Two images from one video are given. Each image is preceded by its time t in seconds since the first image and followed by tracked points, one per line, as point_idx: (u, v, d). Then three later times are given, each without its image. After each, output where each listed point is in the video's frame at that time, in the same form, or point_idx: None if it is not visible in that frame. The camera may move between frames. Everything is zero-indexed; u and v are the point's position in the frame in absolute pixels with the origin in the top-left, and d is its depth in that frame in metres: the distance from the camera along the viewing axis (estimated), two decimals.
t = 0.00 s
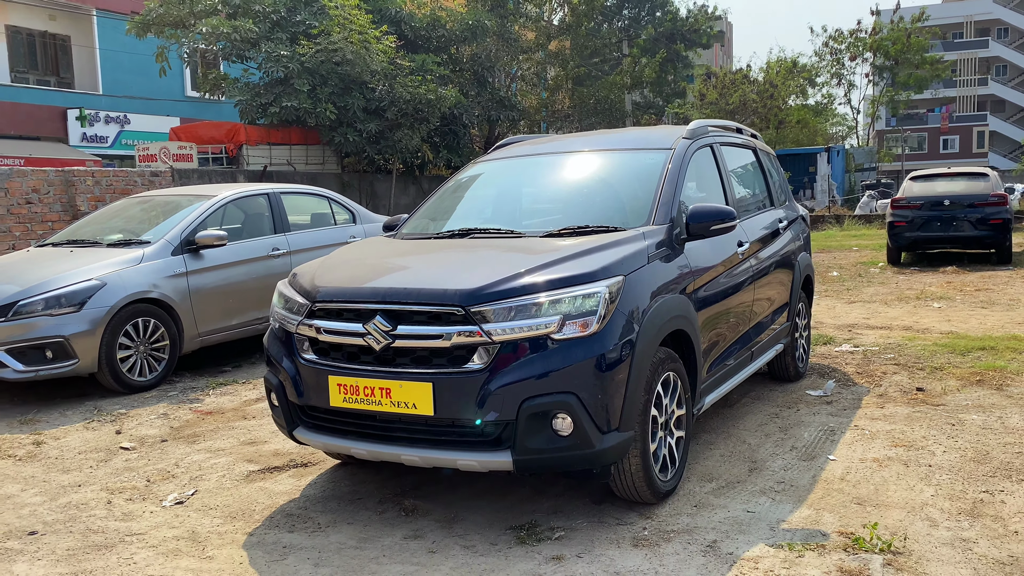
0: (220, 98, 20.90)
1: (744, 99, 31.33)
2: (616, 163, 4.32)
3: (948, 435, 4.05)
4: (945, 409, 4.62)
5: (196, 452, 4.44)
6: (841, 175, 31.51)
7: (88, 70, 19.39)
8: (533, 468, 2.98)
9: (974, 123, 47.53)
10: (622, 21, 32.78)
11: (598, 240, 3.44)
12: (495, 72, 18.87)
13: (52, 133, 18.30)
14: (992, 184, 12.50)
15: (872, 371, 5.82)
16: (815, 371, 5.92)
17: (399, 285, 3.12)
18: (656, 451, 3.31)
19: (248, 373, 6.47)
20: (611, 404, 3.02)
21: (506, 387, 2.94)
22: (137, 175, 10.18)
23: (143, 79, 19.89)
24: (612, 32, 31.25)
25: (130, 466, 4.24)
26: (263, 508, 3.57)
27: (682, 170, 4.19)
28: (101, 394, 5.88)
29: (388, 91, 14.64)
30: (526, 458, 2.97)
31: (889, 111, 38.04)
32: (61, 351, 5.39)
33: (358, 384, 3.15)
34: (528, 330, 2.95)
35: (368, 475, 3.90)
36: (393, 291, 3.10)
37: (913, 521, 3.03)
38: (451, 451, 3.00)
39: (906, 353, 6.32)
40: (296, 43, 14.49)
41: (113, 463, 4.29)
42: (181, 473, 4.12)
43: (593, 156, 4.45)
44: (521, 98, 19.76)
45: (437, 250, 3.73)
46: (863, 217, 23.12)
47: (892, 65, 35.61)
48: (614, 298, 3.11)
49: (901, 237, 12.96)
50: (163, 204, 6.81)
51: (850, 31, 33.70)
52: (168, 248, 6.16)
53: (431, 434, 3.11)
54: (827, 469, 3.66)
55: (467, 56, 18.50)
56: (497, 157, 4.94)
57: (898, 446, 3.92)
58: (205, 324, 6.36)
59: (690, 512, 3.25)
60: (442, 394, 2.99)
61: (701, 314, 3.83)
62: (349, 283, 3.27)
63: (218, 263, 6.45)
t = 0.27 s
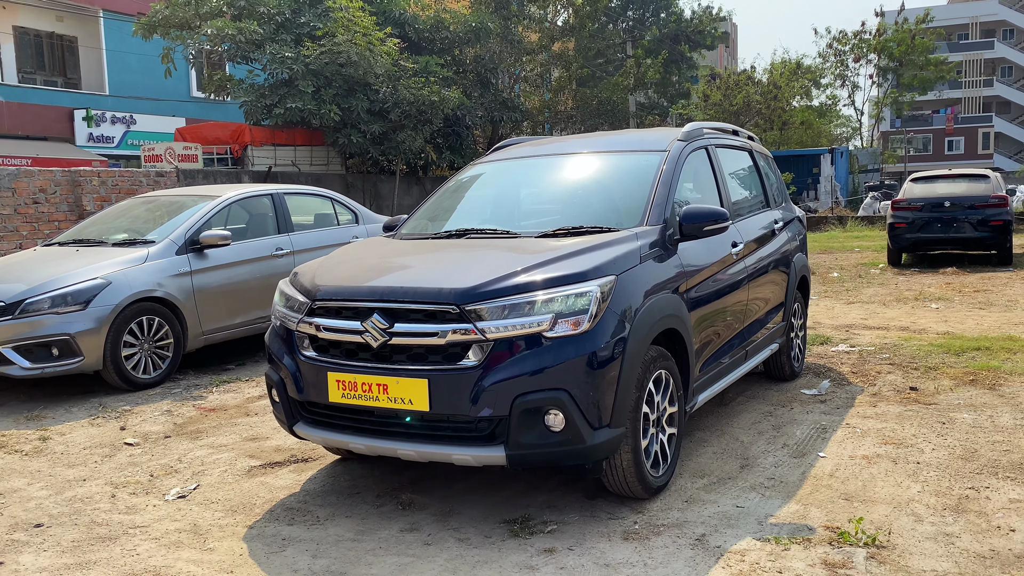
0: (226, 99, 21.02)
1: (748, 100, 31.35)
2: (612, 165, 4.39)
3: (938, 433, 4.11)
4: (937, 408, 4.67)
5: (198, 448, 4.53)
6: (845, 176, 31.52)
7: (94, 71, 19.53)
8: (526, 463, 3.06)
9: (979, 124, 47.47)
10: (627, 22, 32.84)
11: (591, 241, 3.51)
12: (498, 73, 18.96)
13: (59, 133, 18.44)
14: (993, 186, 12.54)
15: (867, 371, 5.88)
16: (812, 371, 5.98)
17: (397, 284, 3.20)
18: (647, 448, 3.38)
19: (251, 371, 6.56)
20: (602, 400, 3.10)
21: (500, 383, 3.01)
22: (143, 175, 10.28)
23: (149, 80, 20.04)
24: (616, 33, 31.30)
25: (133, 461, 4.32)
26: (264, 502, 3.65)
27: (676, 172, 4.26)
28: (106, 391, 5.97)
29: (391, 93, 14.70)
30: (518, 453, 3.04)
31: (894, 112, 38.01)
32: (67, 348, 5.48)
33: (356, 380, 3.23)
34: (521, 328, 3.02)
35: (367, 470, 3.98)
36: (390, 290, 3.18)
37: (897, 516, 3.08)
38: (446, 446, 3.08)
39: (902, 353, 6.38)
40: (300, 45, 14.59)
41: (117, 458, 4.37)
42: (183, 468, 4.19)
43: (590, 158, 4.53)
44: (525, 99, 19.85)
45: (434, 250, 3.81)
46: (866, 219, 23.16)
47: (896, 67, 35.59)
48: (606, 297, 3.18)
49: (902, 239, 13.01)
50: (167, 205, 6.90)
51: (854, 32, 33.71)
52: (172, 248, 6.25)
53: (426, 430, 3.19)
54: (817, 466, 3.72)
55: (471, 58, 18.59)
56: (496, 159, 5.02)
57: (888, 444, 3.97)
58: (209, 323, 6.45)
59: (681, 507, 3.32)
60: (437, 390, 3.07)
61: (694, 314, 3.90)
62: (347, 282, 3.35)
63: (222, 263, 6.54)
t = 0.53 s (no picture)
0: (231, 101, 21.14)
1: (753, 102, 31.35)
2: (607, 168, 4.46)
3: (929, 433, 4.15)
4: (930, 408, 4.71)
5: (200, 446, 4.59)
6: (850, 178, 31.48)
7: (100, 73, 19.68)
8: (518, 460, 3.12)
9: (986, 126, 47.32)
10: (631, 24, 32.87)
11: (585, 243, 3.57)
12: (502, 75, 19.03)
13: (65, 135, 18.57)
14: (995, 188, 12.55)
15: (863, 372, 5.92)
16: (808, 372, 6.03)
17: (392, 285, 3.27)
18: (639, 446, 3.44)
19: (253, 371, 6.63)
20: (593, 399, 3.15)
21: (493, 382, 3.07)
22: (148, 176, 10.38)
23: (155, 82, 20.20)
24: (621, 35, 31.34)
25: (136, 459, 4.39)
26: (263, 499, 3.72)
27: (670, 175, 4.32)
28: (110, 390, 6.05)
29: (395, 95, 14.76)
30: (511, 450, 3.11)
31: (899, 113, 37.93)
32: (71, 348, 5.56)
33: (353, 378, 3.29)
34: (513, 328, 3.08)
35: (365, 468, 4.04)
36: (386, 291, 3.25)
37: (884, 513, 3.12)
38: (440, 443, 3.14)
39: (898, 354, 6.42)
40: (304, 47, 14.67)
41: (120, 456, 4.44)
42: (185, 465, 4.26)
43: (587, 161, 4.59)
44: (528, 101, 19.92)
45: (431, 252, 3.88)
46: (870, 221, 23.17)
47: (902, 68, 35.53)
48: (597, 298, 3.24)
49: (904, 240, 13.03)
50: (171, 206, 6.99)
51: (859, 33, 33.67)
52: (176, 249, 6.34)
53: (422, 427, 3.25)
54: (808, 464, 3.77)
55: (475, 60, 18.66)
56: (495, 161, 5.09)
57: (879, 443, 4.02)
58: (212, 323, 6.53)
59: (672, 504, 3.38)
60: (432, 388, 3.13)
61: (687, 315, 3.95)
62: (345, 283, 3.41)
63: (225, 264, 6.62)
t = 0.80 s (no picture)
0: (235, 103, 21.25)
1: (756, 104, 31.38)
2: (605, 171, 4.52)
3: (924, 434, 4.19)
4: (926, 409, 4.76)
5: (204, 446, 4.66)
6: (853, 180, 31.49)
7: (106, 76, 19.82)
8: (516, 459, 3.17)
9: (990, 127, 47.26)
10: (635, 26, 32.93)
11: (582, 245, 3.63)
12: (504, 78, 19.13)
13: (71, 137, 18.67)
14: (997, 190, 12.58)
15: (860, 373, 5.97)
16: (806, 373, 6.08)
17: (393, 287, 3.33)
18: (635, 445, 3.49)
19: (257, 372, 6.70)
20: (590, 399, 3.21)
21: (491, 382, 3.13)
22: (153, 179, 10.47)
23: (160, 86, 20.35)
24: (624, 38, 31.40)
25: (141, 458, 4.45)
26: (266, 497, 3.78)
27: (667, 178, 4.37)
28: (115, 391, 6.12)
29: (398, 98, 14.84)
30: (509, 449, 3.16)
31: (903, 115, 37.93)
32: (77, 349, 5.63)
33: (354, 379, 3.36)
34: (511, 329, 3.14)
35: (366, 467, 4.11)
36: (386, 293, 3.31)
37: (876, 512, 3.17)
38: (439, 443, 3.20)
39: (896, 356, 6.47)
40: (308, 51, 14.76)
41: (126, 456, 4.50)
42: (189, 465, 4.32)
43: (585, 164, 4.65)
44: (531, 104, 20.01)
45: (431, 254, 3.94)
46: (873, 223, 23.20)
47: (905, 69, 35.54)
48: (594, 300, 3.29)
49: (906, 242, 13.07)
50: (176, 209, 7.06)
51: (863, 35, 33.70)
52: (180, 251, 6.41)
53: (421, 427, 3.31)
54: (803, 464, 3.82)
55: (478, 62, 18.75)
56: (495, 165, 5.15)
57: (874, 444, 4.06)
58: (216, 324, 6.60)
59: (667, 503, 3.43)
60: (431, 389, 3.19)
61: (685, 316, 4.00)
62: (346, 285, 3.48)
63: (229, 266, 6.69)
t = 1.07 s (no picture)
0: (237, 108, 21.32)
1: (756, 107, 31.43)
2: (603, 177, 4.55)
3: (919, 437, 4.22)
4: (922, 412, 4.78)
5: (205, 449, 4.69)
6: (854, 183, 31.52)
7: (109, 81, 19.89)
8: (513, 462, 3.21)
9: (991, 130, 47.25)
10: (635, 29, 33.03)
11: (579, 250, 3.66)
12: (505, 83, 19.20)
13: (74, 141, 18.73)
14: (996, 193, 12.61)
15: (858, 376, 6.00)
16: (805, 376, 6.11)
17: (392, 292, 3.37)
18: (633, 449, 3.52)
19: (258, 376, 6.74)
20: (587, 403, 3.24)
21: (489, 386, 3.17)
22: (155, 184, 10.52)
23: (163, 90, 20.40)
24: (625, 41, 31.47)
25: (143, 461, 4.49)
26: (267, 500, 3.81)
27: (665, 183, 4.41)
28: (118, 395, 6.16)
29: (400, 102, 14.96)
30: (507, 452, 3.19)
31: (904, 118, 37.97)
32: (80, 353, 5.67)
33: (353, 383, 3.39)
34: (508, 334, 3.18)
35: (366, 471, 4.14)
36: (385, 298, 3.35)
37: (871, 515, 3.19)
38: (438, 446, 3.24)
39: (895, 359, 6.50)
40: (310, 55, 14.81)
41: (128, 459, 4.54)
42: (190, 468, 4.35)
43: (585, 170, 4.68)
44: (531, 108, 20.08)
45: (430, 259, 3.98)
46: (874, 225, 23.23)
47: (906, 72, 35.59)
48: (591, 304, 3.33)
49: (906, 245, 13.09)
50: (177, 213, 7.11)
51: (863, 38, 33.76)
52: (182, 255, 6.45)
53: (420, 431, 3.34)
54: (799, 467, 3.85)
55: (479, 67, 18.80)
56: (494, 170, 5.18)
57: (870, 447, 4.09)
58: (217, 328, 6.65)
59: (665, 506, 3.46)
60: (429, 393, 3.23)
61: (682, 320, 4.04)
62: (346, 290, 3.52)
63: (230, 270, 6.74)
